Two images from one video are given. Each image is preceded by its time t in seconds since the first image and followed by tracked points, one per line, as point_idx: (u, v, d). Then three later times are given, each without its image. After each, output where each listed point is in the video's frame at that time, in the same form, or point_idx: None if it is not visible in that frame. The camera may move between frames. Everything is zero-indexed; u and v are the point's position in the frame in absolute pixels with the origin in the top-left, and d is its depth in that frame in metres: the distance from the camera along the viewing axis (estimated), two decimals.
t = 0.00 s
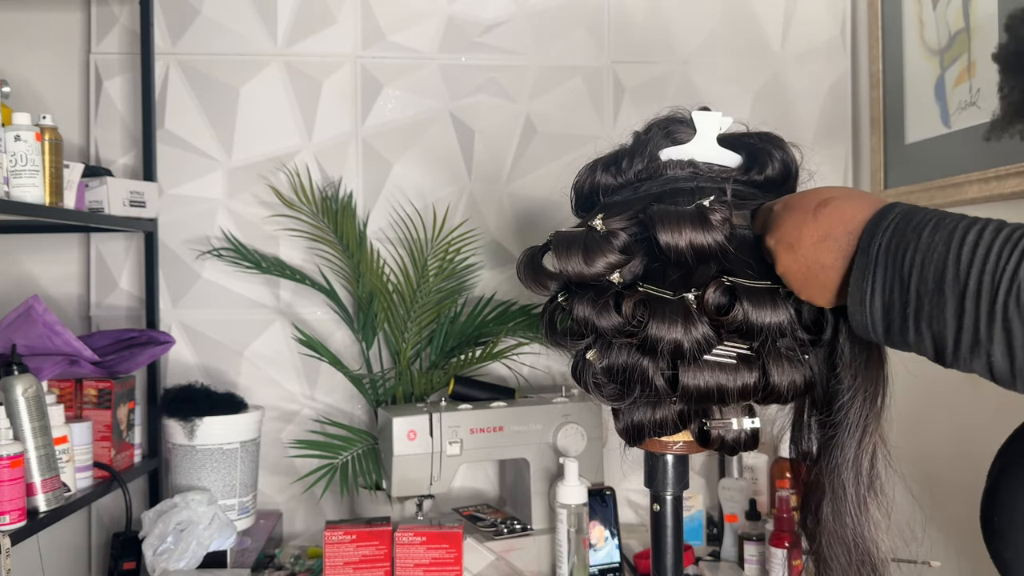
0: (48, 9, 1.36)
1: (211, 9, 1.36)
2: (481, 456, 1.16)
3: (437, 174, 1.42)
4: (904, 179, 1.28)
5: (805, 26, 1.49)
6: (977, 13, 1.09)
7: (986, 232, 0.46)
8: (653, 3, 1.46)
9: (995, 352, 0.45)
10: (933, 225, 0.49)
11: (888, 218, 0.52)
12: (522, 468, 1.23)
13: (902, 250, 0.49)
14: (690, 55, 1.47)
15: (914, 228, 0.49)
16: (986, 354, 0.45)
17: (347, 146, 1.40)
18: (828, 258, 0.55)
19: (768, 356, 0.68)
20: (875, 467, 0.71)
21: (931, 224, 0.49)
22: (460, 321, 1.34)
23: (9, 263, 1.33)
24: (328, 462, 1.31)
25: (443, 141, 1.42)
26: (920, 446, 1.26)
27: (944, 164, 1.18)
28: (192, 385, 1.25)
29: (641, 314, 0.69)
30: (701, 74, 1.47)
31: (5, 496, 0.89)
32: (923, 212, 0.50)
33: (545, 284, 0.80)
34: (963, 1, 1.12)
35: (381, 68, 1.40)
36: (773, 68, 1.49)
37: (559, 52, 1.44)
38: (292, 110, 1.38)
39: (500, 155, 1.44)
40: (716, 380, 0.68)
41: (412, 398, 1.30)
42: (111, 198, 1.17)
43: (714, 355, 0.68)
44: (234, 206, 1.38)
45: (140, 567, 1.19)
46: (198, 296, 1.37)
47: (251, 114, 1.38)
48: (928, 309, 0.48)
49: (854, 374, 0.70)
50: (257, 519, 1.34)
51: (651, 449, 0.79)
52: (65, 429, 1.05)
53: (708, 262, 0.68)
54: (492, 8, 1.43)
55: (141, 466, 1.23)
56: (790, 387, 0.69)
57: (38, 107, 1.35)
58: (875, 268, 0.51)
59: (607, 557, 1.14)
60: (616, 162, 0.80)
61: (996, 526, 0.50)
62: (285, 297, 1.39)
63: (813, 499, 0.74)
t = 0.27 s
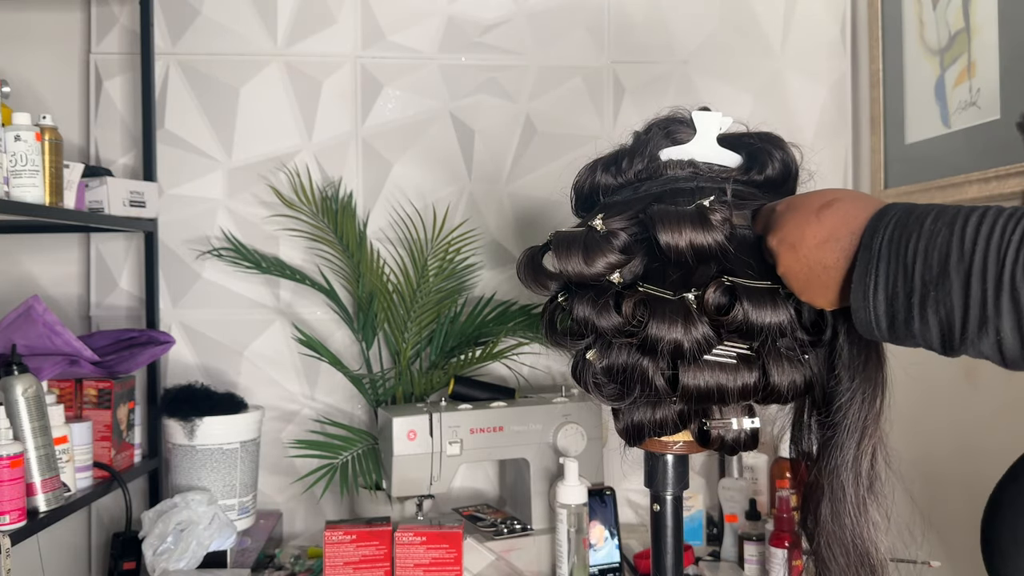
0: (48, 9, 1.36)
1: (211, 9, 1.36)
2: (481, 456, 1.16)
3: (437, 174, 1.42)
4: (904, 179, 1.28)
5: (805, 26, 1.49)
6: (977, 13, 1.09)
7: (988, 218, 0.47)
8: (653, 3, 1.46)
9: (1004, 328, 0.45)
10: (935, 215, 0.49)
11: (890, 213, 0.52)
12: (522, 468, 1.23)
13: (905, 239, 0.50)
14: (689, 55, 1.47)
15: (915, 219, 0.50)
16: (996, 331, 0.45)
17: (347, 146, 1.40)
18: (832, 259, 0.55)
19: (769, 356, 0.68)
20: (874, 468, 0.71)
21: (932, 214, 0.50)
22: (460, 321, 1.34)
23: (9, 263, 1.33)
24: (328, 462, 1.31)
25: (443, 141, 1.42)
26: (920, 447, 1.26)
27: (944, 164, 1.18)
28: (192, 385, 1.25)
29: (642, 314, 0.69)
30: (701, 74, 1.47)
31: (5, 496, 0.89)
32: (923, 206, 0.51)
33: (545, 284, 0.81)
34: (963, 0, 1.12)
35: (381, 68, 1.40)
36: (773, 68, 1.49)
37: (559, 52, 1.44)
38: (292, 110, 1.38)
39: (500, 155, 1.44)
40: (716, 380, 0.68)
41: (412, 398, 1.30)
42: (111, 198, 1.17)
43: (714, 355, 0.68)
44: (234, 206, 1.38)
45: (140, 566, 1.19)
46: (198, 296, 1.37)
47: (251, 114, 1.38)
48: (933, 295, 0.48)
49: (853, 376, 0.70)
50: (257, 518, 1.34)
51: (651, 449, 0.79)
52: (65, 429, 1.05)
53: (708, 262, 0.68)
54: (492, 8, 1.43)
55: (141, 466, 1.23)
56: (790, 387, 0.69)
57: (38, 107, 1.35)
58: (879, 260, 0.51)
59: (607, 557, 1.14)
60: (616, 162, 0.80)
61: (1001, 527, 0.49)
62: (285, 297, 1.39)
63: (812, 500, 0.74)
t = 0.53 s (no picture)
0: (48, 9, 1.35)
1: (211, 9, 1.36)
2: (481, 456, 1.16)
3: (437, 174, 1.42)
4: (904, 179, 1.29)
5: (805, 26, 1.49)
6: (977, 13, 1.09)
7: (976, 233, 0.46)
8: (653, 3, 1.46)
9: (982, 351, 0.45)
10: (927, 227, 0.49)
11: (886, 221, 0.52)
12: (522, 468, 1.23)
13: (895, 252, 0.49)
14: (689, 55, 1.47)
15: (908, 229, 0.50)
16: (974, 351, 0.45)
17: (347, 146, 1.40)
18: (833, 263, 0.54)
19: (769, 356, 0.68)
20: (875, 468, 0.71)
21: (923, 226, 0.49)
22: (460, 321, 1.34)
23: (9, 263, 1.33)
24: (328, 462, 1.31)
25: (443, 141, 1.42)
26: (920, 446, 1.26)
27: (944, 164, 1.18)
28: (192, 385, 1.25)
29: (642, 313, 0.69)
30: (701, 74, 1.47)
31: (5, 496, 0.89)
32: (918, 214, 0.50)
33: (546, 284, 0.81)
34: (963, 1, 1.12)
35: (381, 68, 1.40)
36: (773, 68, 1.49)
37: (559, 52, 1.44)
38: (293, 110, 1.38)
39: (500, 155, 1.44)
40: (717, 380, 0.68)
41: (412, 398, 1.30)
42: (111, 198, 1.17)
43: (714, 355, 0.68)
44: (234, 206, 1.38)
45: (140, 566, 1.19)
46: (198, 296, 1.37)
47: (251, 114, 1.38)
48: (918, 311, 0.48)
49: (855, 375, 0.70)
50: (257, 518, 1.34)
51: (651, 449, 0.79)
52: (65, 429, 1.05)
53: (709, 262, 0.68)
54: (492, 8, 1.43)
55: (141, 467, 1.22)
56: (790, 387, 0.69)
57: (38, 107, 1.35)
58: (870, 271, 0.51)
59: (607, 557, 1.14)
60: (617, 162, 0.80)
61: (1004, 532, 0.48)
62: (285, 297, 1.39)
63: (811, 500, 0.74)
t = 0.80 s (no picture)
0: (48, 9, 1.36)
1: (211, 9, 1.36)
2: (481, 456, 1.16)
3: (437, 174, 1.42)
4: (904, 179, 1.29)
5: (805, 26, 1.49)
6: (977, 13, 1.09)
7: (952, 277, 0.44)
8: (653, 3, 1.46)
9: (948, 404, 0.44)
10: (911, 260, 0.47)
11: (880, 245, 0.50)
12: (522, 468, 1.23)
13: (880, 283, 0.49)
14: (689, 55, 1.47)
15: (897, 259, 0.48)
16: (943, 400, 0.44)
17: (347, 146, 1.40)
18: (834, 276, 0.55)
19: (769, 355, 0.68)
20: (881, 466, 0.70)
21: (909, 260, 0.47)
22: (460, 321, 1.34)
23: (9, 263, 1.33)
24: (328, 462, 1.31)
25: (443, 141, 1.42)
26: (922, 444, 1.26)
27: (944, 164, 1.18)
28: (192, 385, 1.25)
29: (642, 313, 0.69)
30: (701, 74, 1.47)
31: (5, 496, 0.89)
32: (911, 242, 0.48)
33: (545, 283, 0.81)
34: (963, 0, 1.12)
35: (381, 68, 1.40)
36: (773, 67, 1.49)
37: (559, 52, 1.44)
38: (293, 110, 1.38)
39: (500, 155, 1.44)
40: (716, 380, 0.68)
41: (412, 398, 1.30)
42: (111, 198, 1.17)
43: (714, 355, 0.68)
44: (234, 206, 1.38)
45: (140, 566, 1.19)
46: (198, 296, 1.37)
47: (251, 113, 1.38)
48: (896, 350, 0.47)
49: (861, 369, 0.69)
50: (257, 518, 1.34)
51: (651, 449, 0.79)
52: (65, 429, 1.05)
53: (709, 262, 0.69)
54: (492, 8, 1.43)
55: (141, 467, 1.23)
56: (790, 387, 0.69)
57: (38, 107, 1.35)
58: (861, 299, 0.50)
59: (607, 557, 1.14)
60: (616, 162, 0.80)
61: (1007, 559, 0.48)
62: (285, 297, 1.39)
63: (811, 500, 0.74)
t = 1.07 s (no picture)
0: (48, 9, 1.36)
1: (211, 9, 1.36)
2: (481, 456, 1.16)
3: (437, 174, 1.42)
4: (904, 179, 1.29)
5: (805, 26, 1.49)
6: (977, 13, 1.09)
7: (956, 303, 0.46)
8: (652, 3, 1.46)
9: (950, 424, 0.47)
10: (918, 279, 0.48)
11: (891, 254, 0.51)
12: (522, 468, 1.23)
13: (890, 297, 0.50)
14: (689, 55, 1.47)
15: (906, 273, 0.49)
16: (948, 417, 0.47)
17: (347, 147, 1.40)
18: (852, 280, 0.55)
19: (768, 355, 0.68)
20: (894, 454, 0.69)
21: (917, 277, 0.48)
22: (460, 321, 1.34)
23: (9, 263, 1.33)
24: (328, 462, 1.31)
25: (443, 141, 1.42)
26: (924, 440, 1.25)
27: (944, 164, 1.18)
28: (192, 385, 1.25)
29: (641, 313, 0.69)
30: (701, 73, 1.47)
31: (5, 496, 0.89)
32: (920, 255, 0.49)
33: (544, 283, 0.80)
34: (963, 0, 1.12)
35: (381, 68, 1.40)
36: (773, 67, 1.48)
37: (559, 52, 1.44)
38: (293, 110, 1.38)
39: (500, 155, 1.44)
40: (716, 379, 0.68)
41: (412, 398, 1.30)
42: (111, 198, 1.17)
43: (713, 355, 0.68)
44: (234, 206, 1.38)
45: (140, 567, 1.20)
46: (198, 296, 1.37)
47: (251, 113, 1.38)
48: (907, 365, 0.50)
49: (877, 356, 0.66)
50: (257, 518, 1.34)
51: (651, 449, 0.79)
52: (65, 429, 1.05)
53: (708, 262, 0.69)
54: (492, 8, 1.43)
55: (141, 467, 1.23)
56: (790, 387, 0.69)
57: (38, 107, 1.35)
58: (874, 308, 0.52)
59: (607, 556, 1.14)
60: (616, 162, 0.80)
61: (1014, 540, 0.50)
62: (285, 297, 1.39)
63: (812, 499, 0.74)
